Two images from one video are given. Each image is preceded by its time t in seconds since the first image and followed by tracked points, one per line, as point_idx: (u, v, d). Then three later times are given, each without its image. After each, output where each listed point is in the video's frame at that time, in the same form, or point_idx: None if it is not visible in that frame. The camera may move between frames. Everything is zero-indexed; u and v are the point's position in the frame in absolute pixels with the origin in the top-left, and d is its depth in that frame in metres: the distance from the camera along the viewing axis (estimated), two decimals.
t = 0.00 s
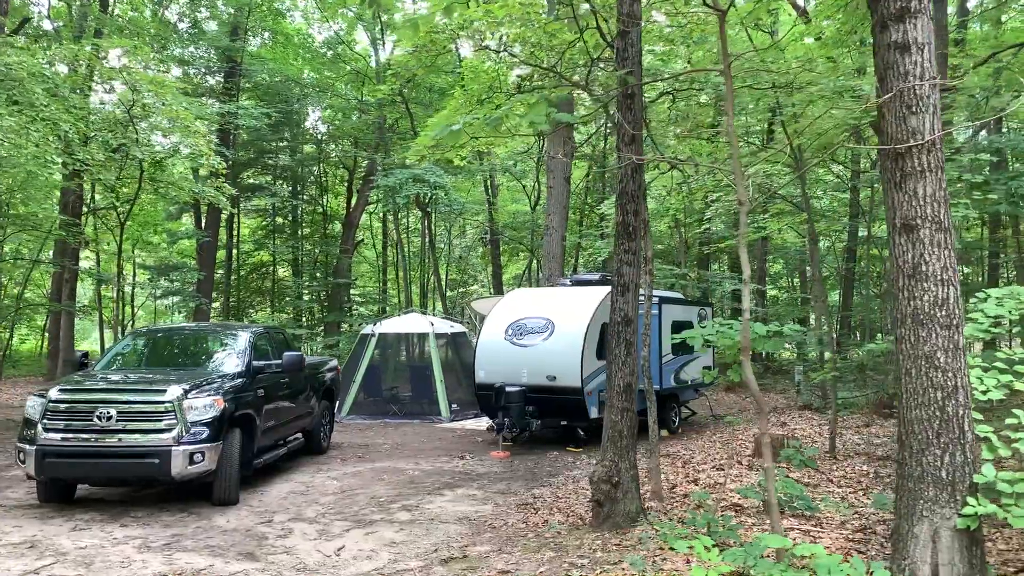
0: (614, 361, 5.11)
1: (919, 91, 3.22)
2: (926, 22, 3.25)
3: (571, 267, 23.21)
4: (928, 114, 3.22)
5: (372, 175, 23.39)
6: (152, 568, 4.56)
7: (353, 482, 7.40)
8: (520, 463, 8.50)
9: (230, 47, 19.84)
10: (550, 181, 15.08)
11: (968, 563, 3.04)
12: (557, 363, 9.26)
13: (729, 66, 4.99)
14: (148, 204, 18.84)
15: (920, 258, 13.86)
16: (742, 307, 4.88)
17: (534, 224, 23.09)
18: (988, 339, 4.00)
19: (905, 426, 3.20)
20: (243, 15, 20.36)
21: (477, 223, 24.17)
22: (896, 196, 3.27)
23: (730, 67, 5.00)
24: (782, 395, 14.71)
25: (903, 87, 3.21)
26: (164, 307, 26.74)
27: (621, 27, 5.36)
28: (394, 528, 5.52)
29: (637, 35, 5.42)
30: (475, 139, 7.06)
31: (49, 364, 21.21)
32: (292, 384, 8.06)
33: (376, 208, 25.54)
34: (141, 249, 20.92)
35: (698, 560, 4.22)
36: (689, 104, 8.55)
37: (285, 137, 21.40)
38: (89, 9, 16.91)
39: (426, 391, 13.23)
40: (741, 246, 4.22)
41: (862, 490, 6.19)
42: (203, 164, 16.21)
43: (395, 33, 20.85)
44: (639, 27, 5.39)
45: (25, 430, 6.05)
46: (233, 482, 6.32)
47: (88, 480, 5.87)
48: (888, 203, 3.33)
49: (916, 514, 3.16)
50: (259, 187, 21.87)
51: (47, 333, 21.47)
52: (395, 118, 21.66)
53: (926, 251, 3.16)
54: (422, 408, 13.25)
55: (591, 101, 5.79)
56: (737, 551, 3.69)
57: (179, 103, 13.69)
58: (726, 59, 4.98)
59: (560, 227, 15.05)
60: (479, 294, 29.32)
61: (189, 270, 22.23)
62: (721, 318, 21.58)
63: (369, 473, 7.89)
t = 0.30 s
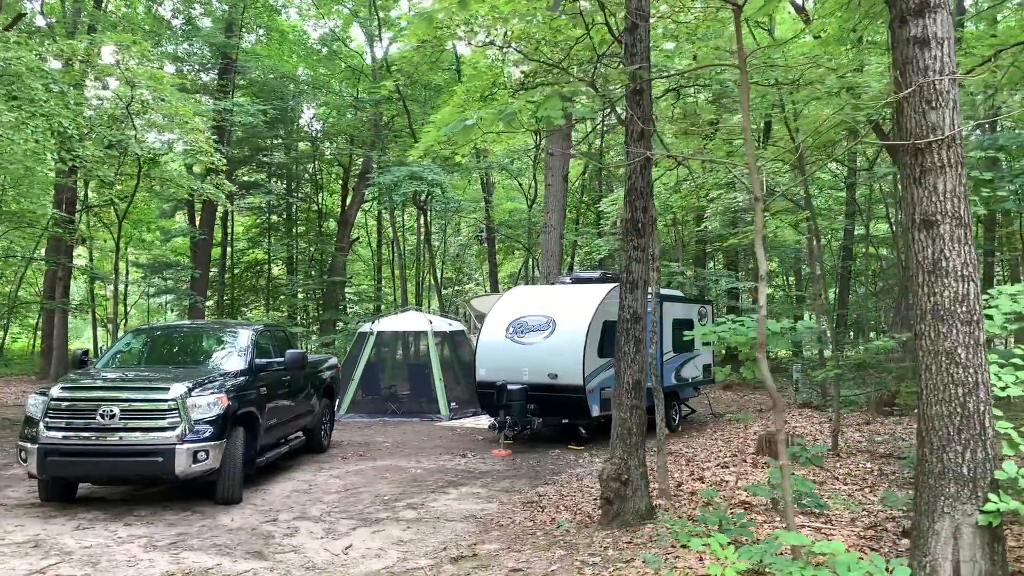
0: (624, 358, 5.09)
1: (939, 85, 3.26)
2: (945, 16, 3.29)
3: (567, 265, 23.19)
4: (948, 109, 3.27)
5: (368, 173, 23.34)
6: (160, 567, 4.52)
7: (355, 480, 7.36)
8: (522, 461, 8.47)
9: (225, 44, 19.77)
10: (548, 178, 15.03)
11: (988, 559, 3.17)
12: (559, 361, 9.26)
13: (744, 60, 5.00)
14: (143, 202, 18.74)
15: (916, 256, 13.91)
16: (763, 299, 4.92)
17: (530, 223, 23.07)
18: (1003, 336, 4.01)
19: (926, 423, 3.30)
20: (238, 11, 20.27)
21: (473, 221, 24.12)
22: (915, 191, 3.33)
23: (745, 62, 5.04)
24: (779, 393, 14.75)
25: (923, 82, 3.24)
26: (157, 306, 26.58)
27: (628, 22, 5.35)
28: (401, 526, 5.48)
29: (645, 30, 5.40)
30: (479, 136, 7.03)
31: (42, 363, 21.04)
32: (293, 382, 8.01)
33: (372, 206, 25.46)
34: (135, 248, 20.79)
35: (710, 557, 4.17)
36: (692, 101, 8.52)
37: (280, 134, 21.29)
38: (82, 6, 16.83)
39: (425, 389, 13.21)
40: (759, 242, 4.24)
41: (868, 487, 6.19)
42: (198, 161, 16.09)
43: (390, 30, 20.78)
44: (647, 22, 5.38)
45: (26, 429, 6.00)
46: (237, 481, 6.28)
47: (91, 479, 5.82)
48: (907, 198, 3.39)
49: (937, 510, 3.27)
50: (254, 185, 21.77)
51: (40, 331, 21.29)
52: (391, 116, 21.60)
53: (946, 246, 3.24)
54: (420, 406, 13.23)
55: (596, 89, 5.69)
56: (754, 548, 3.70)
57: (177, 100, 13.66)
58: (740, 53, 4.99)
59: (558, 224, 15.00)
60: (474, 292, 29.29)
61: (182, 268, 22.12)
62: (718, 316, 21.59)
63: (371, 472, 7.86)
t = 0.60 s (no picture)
0: (636, 358, 5.09)
1: (958, 85, 3.32)
2: (966, 17, 3.37)
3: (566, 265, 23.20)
4: (969, 108, 3.32)
5: (367, 172, 23.35)
6: (173, 567, 4.50)
7: (362, 480, 7.35)
8: (528, 460, 8.47)
9: (226, 43, 19.78)
10: (550, 177, 15.03)
11: (1011, 558, 3.19)
12: (564, 361, 9.26)
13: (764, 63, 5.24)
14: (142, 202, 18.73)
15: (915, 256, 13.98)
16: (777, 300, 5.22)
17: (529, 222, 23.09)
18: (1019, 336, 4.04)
19: (948, 422, 3.34)
20: (237, 10, 20.24)
21: (473, 220, 24.11)
22: (936, 190, 3.39)
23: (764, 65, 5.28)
24: (780, 392, 14.77)
25: (945, 81, 3.31)
26: (155, 305, 26.53)
27: (639, 21, 5.36)
28: (411, 526, 5.48)
29: (656, 29, 5.42)
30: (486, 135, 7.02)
31: (41, 362, 20.97)
32: (298, 382, 7.99)
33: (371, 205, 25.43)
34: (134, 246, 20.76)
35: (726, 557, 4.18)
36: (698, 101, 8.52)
37: (280, 133, 21.26)
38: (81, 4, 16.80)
39: (427, 389, 13.19)
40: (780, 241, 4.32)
41: (877, 486, 6.20)
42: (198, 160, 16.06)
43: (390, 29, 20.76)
44: (658, 21, 5.41)
45: (34, 429, 5.97)
46: (245, 481, 6.26)
47: (99, 479, 5.79)
48: (929, 198, 3.45)
49: (959, 510, 3.31)
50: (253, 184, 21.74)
51: (39, 331, 21.23)
52: (390, 114, 21.62)
53: (968, 245, 3.29)
54: (422, 405, 13.20)
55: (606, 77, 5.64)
56: (773, 547, 3.70)
57: (180, 99, 13.71)
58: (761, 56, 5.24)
59: (560, 224, 15.00)
60: (473, 291, 29.30)
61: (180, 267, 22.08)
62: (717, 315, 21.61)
63: (377, 471, 7.85)
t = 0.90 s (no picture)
0: (648, 358, 5.09)
1: (980, 88, 3.39)
2: (987, 18, 3.44)
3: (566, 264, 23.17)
4: (990, 111, 3.40)
5: (366, 171, 23.27)
6: (186, 568, 4.50)
7: (369, 480, 7.35)
8: (533, 460, 8.48)
9: (225, 41, 19.69)
10: (551, 177, 15.04)
11: None
12: (568, 361, 9.26)
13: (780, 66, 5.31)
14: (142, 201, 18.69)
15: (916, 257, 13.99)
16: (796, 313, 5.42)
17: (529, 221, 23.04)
18: None
19: (970, 424, 3.39)
20: (236, 8, 20.17)
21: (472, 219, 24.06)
22: (957, 192, 3.46)
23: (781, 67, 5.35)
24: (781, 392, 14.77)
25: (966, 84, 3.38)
26: (153, 303, 26.45)
27: (651, 22, 5.37)
28: (422, 527, 5.47)
29: (668, 30, 5.42)
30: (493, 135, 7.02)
31: (38, 361, 20.90)
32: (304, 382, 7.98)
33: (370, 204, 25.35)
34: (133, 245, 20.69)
35: (742, 558, 4.19)
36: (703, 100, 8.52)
37: (279, 132, 21.18)
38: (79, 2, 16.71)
39: (429, 388, 13.18)
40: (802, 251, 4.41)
41: (886, 486, 6.20)
42: (197, 159, 15.98)
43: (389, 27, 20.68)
44: (669, 23, 5.43)
45: (42, 429, 5.96)
46: (254, 481, 6.24)
47: (108, 480, 5.77)
48: (949, 200, 3.52)
49: (982, 512, 3.35)
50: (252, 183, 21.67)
51: (37, 330, 21.15)
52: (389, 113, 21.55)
53: (989, 247, 3.35)
54: (424, 405, 13.19)
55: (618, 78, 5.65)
56: (792, 547, 3.72)
57: (184, 99, 13.73)
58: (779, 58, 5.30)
59: (561, 223, 15.01)
60: (471, 290, 29.26)
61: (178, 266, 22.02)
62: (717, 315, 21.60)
63: (383, 471, 7.83)
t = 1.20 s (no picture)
0: (657, 359, 5.10)
1: (999, 92, 3.45)
2: (1004, 23, 3.49)
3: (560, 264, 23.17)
4: (1008, 115, 3.46)
5: (360, 170, 23.19)
6: (198, 570, 4.48)
7: (373, 480, 7.33)
8: (535, 460, 8.48)
9: (218, 39, 19.59)
10: (548, 176, 15.08)
11: None
12: (569, 361, 9.28)
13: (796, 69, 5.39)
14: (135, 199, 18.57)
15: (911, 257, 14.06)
16: (815, 315, 5.55)
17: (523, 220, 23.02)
18: None
19: (989, 426, 3.44)
20: (230, 6, 20.12)
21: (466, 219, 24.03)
22: (976, 196, 3.52)
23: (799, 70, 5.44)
24: (777, 392, 14.85)
25: (985, 88, 3.44)
26: (144, 302, 26.32)
27: (659, 24, 5.39)
28: (430, 527, 5.47)
29: (676, 32, 5.45)
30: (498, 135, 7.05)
31: (30, 360, 20.76)
32: (306, 382, 7.97)
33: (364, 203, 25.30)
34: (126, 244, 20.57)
35: (757, 558, 4.20)
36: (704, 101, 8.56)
37: (273, 131, 21.09)
38: None
39: (426, 388, 13.18)
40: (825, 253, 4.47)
41: (890, 486, 6.25)
42: (191, 158, 15.89)
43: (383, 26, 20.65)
44: (678, 26, 5.46)
45: (47, 430, 5.92)
46: (260, 482, 6.22)
47: (114, 481, 5.74)
48: (968, 203, 3.58)
49: (1002, 512, 3.41)
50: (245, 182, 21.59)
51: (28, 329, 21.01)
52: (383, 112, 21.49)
53: (1008, 251, 3.42)
54: (422, 405, 13.18)
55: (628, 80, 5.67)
56: (809, 548, 3.76)
57: (184, 97, 13.73)
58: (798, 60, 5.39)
59: (558, 223, 15.04)
60: (464, 290, 29.21)
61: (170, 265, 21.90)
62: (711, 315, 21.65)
63: (386, 471, 7.82)
